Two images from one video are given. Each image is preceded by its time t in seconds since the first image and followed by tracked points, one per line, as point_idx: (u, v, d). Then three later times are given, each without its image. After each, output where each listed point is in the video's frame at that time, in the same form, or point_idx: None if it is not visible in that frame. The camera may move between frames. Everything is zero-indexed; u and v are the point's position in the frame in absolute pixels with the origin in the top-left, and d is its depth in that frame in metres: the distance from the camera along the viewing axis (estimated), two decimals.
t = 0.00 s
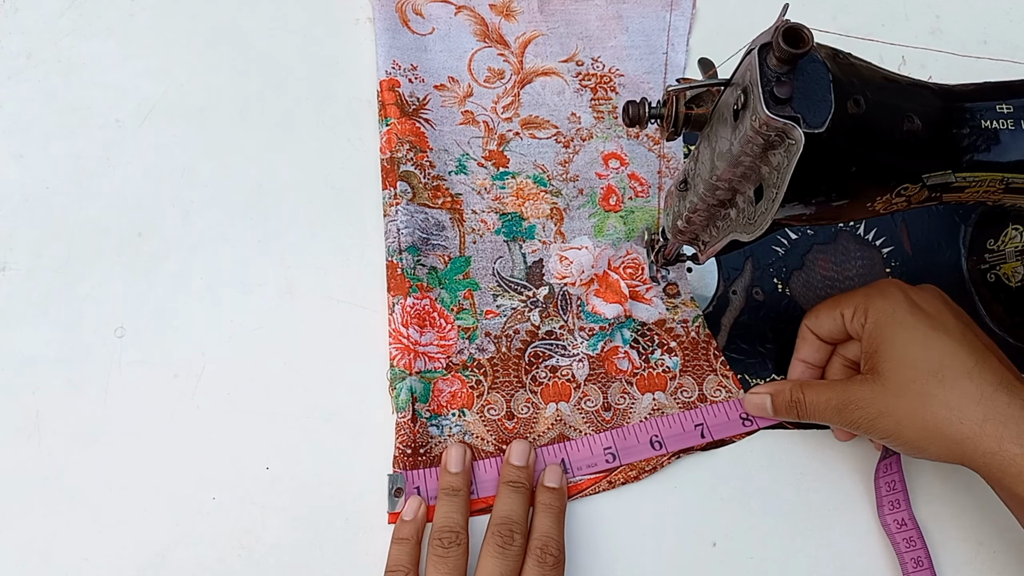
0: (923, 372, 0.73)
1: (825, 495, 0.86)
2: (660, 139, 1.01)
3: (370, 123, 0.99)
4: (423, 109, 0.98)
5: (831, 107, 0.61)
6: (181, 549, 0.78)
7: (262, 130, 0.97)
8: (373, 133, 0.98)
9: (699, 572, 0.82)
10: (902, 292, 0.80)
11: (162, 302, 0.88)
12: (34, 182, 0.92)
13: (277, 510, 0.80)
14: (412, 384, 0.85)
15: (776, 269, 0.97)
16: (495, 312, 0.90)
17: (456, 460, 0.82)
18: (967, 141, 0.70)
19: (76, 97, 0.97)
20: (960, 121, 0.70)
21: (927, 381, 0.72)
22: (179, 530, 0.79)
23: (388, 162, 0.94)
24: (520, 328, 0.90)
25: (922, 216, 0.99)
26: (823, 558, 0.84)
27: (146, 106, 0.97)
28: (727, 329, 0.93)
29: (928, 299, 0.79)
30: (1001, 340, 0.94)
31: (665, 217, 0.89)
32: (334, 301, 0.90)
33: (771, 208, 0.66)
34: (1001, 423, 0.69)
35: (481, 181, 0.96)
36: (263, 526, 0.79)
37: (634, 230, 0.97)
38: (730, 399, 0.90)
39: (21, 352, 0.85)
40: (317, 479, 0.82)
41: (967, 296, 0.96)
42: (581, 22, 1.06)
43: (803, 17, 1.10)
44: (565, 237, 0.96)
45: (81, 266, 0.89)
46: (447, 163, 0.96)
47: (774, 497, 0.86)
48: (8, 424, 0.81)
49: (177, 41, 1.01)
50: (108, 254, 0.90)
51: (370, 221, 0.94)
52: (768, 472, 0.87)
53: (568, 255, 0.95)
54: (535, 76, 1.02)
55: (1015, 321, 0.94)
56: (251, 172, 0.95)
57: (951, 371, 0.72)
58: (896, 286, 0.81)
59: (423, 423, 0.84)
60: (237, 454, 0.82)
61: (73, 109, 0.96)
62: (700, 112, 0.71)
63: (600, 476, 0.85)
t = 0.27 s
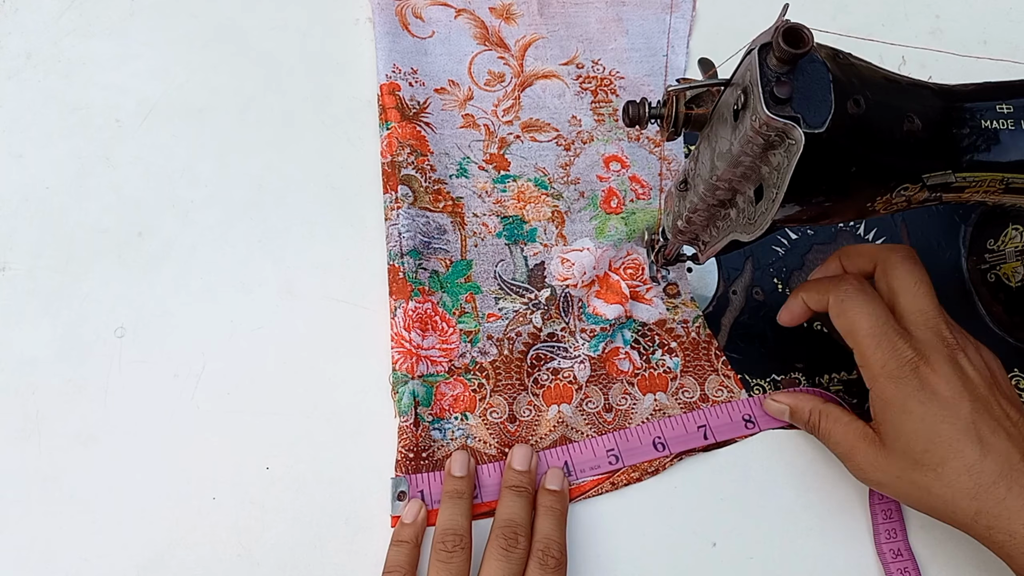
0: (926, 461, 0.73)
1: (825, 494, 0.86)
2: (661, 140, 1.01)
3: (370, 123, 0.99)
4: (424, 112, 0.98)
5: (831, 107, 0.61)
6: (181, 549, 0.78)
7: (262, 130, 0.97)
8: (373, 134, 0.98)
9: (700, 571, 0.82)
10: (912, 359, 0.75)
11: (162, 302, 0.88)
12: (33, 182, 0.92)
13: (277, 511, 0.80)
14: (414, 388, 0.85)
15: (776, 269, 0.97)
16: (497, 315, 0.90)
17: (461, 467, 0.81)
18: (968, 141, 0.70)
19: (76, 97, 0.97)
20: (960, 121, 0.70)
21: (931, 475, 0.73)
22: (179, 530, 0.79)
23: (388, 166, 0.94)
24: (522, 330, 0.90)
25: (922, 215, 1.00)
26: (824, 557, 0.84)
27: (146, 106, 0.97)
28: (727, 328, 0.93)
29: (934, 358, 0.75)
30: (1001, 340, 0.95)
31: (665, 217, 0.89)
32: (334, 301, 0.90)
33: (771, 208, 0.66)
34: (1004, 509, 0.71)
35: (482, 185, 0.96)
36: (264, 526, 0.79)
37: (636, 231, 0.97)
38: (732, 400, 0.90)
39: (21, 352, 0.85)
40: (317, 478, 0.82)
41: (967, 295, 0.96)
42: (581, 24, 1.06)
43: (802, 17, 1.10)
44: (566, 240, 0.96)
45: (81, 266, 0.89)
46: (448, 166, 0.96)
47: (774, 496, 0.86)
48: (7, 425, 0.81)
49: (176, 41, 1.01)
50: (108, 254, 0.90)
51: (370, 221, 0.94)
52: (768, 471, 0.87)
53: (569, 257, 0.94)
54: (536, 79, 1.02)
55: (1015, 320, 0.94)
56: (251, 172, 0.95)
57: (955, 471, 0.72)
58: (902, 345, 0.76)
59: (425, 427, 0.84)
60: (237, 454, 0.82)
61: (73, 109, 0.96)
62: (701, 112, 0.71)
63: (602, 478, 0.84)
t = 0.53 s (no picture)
0: (937, 497, 0.74)
1: (825, 494, 0.86)
2: (660, 139, 1.01)
3: (370, 123, 0.99)
4: (424, 112, 0.98)
5: (831, 107, 0.61)
6: (181, 549, 0.78)
7: (262, 130, 0.97)
8: (373, 134, 0.98)
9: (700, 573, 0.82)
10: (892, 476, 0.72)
11: (162, 302, 0.88)
12: (33, 182, 0.92)
13: (277, 511, 0.80)
14: (414, 388, 0.85)
15: (776, 269, 0.97)
16: (497, 315, 0.90)
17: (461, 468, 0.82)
18: (968, 141, 0.70)
19: (76, 97, 0.97)
20: (960, 121, 0.70)
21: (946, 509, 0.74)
22: (180, 530, 0.79)
23: (388, 166, 0.94)
24: (522, 330, 0.90)
25: (922, 215, 1.00)
26: (824, 557, 0.84)
27: (146, 106, 0.97)
28: (727, 329, 0.93)
29: (925, 412, 0.71)
30: (1001, 340, 0.95)
31: (665, 217, 0.89)
32: (334, 301, 0.90)
33: (771, 208, 0.66)
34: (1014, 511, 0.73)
35: (482, 184, 0.96)
36: (263, 527, 0.79)
37: (635, 231, 0.97)
38: (732, 400, 0.90)
39: (21, 353, 0.85)
40: (317, 478, 0.82)
41: (967, 296, 0.96)
42: (581, 25, 1.06)
43: (802, 17, 1.10)
44: (566, 239, 0.96)
45: (81, 266, 0.89)
46: (448, 166, 0.96)
47: (773, 497, 0.86)
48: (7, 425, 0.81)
49: (176, 41, 1.01)
50: (108, 254, 0.90)
51: (370, 221, 0.94)
52: (768, 472, 0.87)
53: (569, 257, 0.94)
54: (536, 79, 1.02)
55: (1015, 320, 0.94)
56: (251, 172, 0.95)
57: (968, 504, 0.73)
58: (892, 422, 0.71)
59: (425, 426, 0.84)
60: (237, 454, 0.82)
61: (73, 109, 0.96)
62: (701, 112, 0.71)
63: (602, 479, 0.84)
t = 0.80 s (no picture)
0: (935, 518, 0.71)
1: (825, 495, 0.86)
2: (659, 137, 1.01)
3: (371, 123, 0.99)
4: (423, 108, 0.98)
5: (831, 107, 0.61)
6: (181, 549, 0.78)
7: (263, 130, 0.97)
8: (373, 133, 0.98)
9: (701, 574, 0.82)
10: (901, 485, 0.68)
11: (162, 303, 0.88)
12: (33, 182, 0.92)
13: (277, 510, 0.80)
14: (412, 382, 0.85)
15: (776, 269, 0.97)
16: (496, 309, 0.91)
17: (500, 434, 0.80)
18: (968, 141, 0.70)
19: (76, 97, 0.97)
20: (960, 122, 0.70)
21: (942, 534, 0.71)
22: (180, 529, 0.79)
23: (388, 161, 0.94)
24: (520, 324, 0.90)
25: (922, 215, 1.00)
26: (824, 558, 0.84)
27: (146, 106, 0.97)
28: (727, 329, 0.93)
29: (947, 427, 0.67)
30: (1001, 340, 0.95)
31: (665, 217, 0.89)
32: (334, 301, 0.90)
33: (771, 208, 0.66)
34: (1009, 551, 0.70)
35: (481, 179, 0.96)
36: (264, 526, 0.79)
37: (634, 228, 0.97)
38: (732, 400, 0.90)
39: (21, 353, 0.85)
40: (318, 478, 0.82)
41: (967, 296, 0.96)
42: (581, 22, 1.06)
43: (802, 17, 1.10)
44: (565, 236, 0.96)
45: (81, 266, 0.89)
46: (447, 161, 0.96)
47: (773, 497, 0.86)
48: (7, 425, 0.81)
49: (177, 41, 1.01)
50: (108, 254, 0.90)
51: (370, 221, 0.94)
52: (768, 472, 0.87)
53: (568, 253, 0.94)
54: (535, 75, 1.02)
55: (1016, 320, 0.94)
56: (252, 172, 0.95)
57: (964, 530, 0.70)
58: (914, 431, 0.67)
59: (423, 420, 0.84)
60: (238, 454, 0.82)
61: (73, 109, 0.96)
62: (701, 112, 0.71)
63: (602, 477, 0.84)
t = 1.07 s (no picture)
0: None
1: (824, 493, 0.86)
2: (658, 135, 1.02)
3: (370, 122, 0.99)
4: (422, 107, 0.98)
5: (828, 105, 0.61)
6: (181, 548, 0.78)
7: (262, 130, 0.98)
8: (372, 133, 0.99)
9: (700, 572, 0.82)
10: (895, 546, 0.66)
11: (162, 302, 0.88)
12: (33, 182, 0.93)
13: (276, 509, 0.80)
14: (412, 379, 0.85)
15: (774, 267, 0.97)
16: (495, 308, 0.91)
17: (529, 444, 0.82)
18: (965, 138, 0.70)
19: (76, 97, 0.97)
20: (957, 119, 0.70)
21: None
22: (179, 528, 0.79)
23: (387, 160, 0.94)
24: (519, 323, 0.90)
25: (921, 214, 1.00)
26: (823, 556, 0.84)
27: (146, 106, 0.98)
28: (726, 327, 0.93)
29: (954, 497, 0.65)
30: (1000, 339, 0.95)
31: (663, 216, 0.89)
32: (333, 300, 0.90)
33: (768, 207, 0.66)
34: None
35: (479, 178, 0.96)
36: (263, 525, 0.80)
37: (633, 227, 0.97)
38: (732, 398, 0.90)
39: (21, 352, 0.85)
40: (317, 477, 0.82)
41: (966, 294, 0.97)
42: (579, 21, 1.06)
43: (801, 16, 1.10)
44: (564, 234, 0.96)
45: (81, 266, 0.89)
46: (446, 160, 0.96)
47: (772, 496, 0.86)
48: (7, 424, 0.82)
49: (176, 41, 1.01)
50: (108, 254, 0.90)
51: (369, 221, 0.94)
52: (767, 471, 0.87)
53: (566, 252, 0.95)
54: (534, 74, 1.03)
55: (1015, 319, 0.94)
56: (251, 171, 0.95)
57: None
58: (920, 496, 0.65)
59: (423, 417, 0.84)
60: (237, 453, 0.82)
61: (73, 109, 0.96)
62: (698, 110, 0.71)
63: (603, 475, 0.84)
